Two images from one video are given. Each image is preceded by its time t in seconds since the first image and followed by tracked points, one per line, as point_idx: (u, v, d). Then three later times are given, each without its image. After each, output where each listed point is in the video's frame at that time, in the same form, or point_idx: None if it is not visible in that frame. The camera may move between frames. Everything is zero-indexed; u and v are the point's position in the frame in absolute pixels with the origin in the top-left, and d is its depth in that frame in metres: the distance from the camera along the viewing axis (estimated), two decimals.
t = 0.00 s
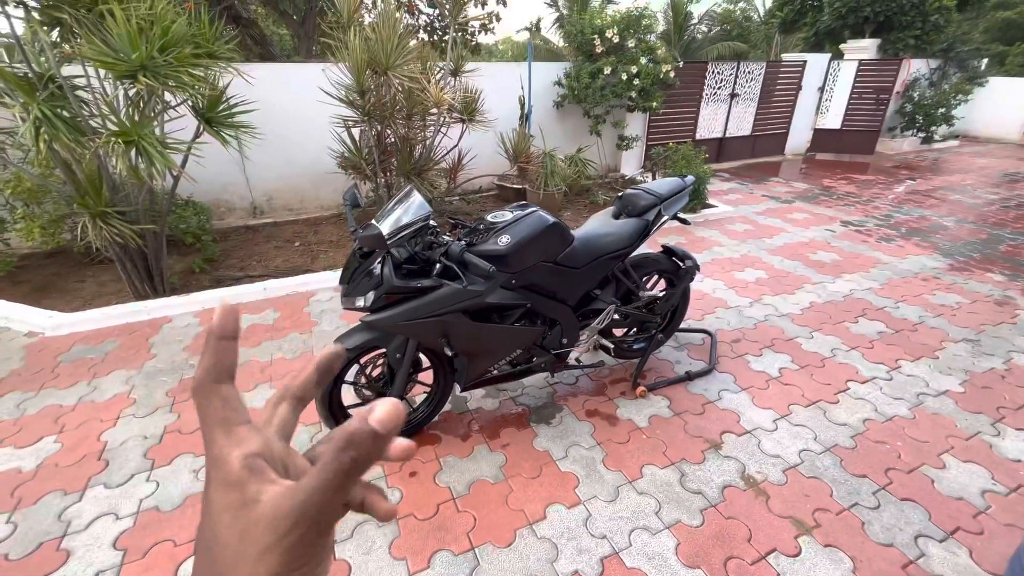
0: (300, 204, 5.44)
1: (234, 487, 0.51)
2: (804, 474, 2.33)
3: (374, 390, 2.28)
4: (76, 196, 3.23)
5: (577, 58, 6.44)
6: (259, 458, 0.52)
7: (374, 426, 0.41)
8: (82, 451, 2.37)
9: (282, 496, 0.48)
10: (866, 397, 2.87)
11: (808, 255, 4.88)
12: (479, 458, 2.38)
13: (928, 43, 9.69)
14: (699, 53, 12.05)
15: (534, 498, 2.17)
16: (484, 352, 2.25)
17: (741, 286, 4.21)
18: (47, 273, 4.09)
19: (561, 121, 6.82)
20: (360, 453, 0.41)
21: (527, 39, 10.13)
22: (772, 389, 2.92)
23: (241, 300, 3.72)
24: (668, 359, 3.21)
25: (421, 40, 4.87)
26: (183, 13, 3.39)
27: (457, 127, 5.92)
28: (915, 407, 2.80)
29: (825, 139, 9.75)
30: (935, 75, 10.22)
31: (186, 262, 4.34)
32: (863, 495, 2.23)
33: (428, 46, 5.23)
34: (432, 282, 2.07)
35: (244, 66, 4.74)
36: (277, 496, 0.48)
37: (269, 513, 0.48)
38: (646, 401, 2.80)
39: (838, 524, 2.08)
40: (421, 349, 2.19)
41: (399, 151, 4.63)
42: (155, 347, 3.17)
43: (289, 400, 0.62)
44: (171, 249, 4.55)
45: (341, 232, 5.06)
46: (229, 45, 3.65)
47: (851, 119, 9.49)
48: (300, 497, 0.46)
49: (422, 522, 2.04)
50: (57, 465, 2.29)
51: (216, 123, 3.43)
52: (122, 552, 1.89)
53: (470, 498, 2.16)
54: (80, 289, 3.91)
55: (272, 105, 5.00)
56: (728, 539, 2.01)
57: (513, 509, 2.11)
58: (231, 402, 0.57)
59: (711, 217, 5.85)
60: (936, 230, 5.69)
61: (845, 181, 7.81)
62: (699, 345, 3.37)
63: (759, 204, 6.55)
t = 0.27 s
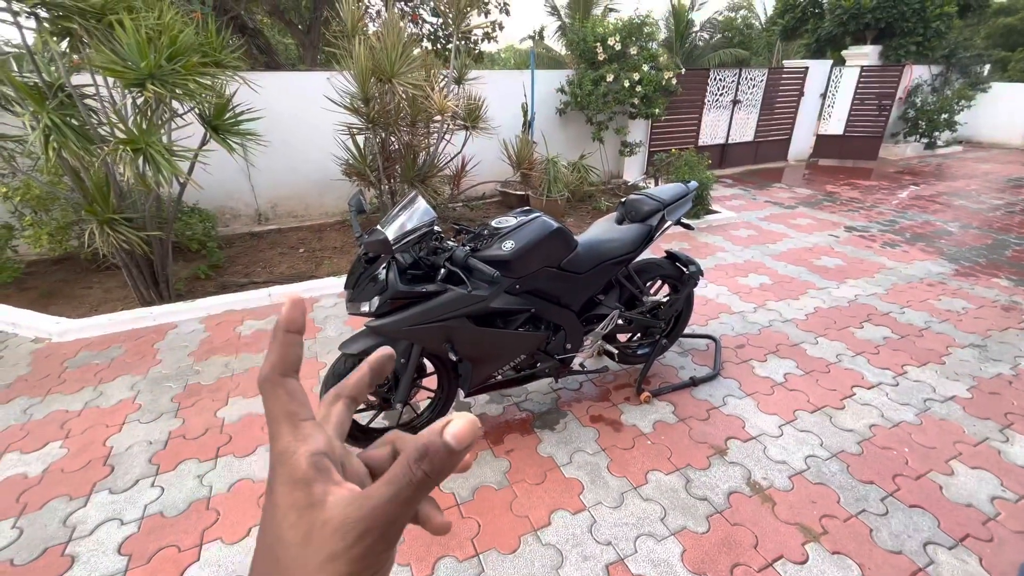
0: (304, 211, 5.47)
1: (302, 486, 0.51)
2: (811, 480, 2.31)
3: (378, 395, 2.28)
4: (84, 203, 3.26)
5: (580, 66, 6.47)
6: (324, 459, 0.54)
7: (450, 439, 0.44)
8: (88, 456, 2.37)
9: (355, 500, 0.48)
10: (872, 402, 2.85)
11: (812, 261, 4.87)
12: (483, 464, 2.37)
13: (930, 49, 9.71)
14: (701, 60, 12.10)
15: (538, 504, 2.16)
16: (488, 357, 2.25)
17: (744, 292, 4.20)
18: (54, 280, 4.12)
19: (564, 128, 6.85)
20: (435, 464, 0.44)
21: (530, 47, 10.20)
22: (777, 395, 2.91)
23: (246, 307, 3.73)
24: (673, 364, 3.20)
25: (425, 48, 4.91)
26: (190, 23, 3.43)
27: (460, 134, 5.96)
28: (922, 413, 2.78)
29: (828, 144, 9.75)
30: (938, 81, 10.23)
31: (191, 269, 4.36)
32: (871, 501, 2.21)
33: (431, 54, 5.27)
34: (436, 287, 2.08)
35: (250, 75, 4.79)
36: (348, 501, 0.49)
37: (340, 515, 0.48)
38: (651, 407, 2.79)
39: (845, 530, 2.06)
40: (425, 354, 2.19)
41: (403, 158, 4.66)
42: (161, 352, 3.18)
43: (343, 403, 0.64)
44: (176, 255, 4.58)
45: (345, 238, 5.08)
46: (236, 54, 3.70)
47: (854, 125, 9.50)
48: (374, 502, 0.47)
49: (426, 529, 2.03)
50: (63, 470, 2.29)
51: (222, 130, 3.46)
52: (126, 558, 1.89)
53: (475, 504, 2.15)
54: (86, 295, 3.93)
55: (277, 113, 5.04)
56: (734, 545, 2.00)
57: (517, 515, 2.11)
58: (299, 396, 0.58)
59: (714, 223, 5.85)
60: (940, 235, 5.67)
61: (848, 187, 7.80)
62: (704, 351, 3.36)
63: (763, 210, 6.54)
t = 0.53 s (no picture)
0: (309, 216, 5.51)
1: (332, 489, 0.47)
2: (816, 485, 2.30)
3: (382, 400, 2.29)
4: (92, 209, 3.30)
5: (582, 70, 6.50)
6: (358, 460, 0.49)
7: (489, 446, 0.41)
8: (95, 460, 2.39)
9: (390, 505, 0.45)
10: (877, 406, 2.84)
11: (816, 264, 4.86)
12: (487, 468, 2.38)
13: (934, 51, 9.69)
14: (704, 64, 12.12)
15: (542, 509, 2.16)
16: (491, 361, 2.26)
17: (748, 295, 4.19)
18: (62, 285, 4.16)
19: (566, 132, 6.87)
20: (475, 472, 0.42)
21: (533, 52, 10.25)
22: (782, 399, 2.90)
23: (251, 311, 3.75)
24: (676, 368, 3.20)
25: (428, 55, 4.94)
26: (197, 31, 3.48)
27: (464, 139, 5.99)
28: (927, 417, 2.77)
29: (831, 147, 9.74)
30: (941, 83, 10.21)
31: (197, 274, 4.39)
32: (876, 506, 2.20)
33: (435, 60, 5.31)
34: (440, 291, 2.09)
35: (255, 82, 4.83)
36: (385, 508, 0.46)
37: (378, 522, 0.45)
38: (654, 411, 2.79)
39: (850, 535, 2.06)
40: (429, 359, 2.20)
41: (406, 164, 4.69)
42: (167, 357, 3.21)
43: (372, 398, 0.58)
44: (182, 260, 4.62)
45: (349, 243, 5.11)
46: (242, 61, 3.74)
47: (858, 128, 9.48)
48: (410, 511, 0.44)
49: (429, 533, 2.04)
50: (70, 474, 2.31)
51: (229, 137, 3.49)
52: (133, 561, 1.90)
53: (478, 509, 2.16)
54: (93, 300, 3.97)
55: (282, 119, 5.08)
56: (738, 550, 1.99)
57: (521, 519, 2.11)
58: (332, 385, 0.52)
59: (718, 226, 5.85)
60: (945, 238, 5.65)
61: (852, 190, 7.78)
62: (707, 355, 3.36)
63: (766, 213, 6.54)
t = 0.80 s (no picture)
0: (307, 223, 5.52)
1: (261, 445, 0.52)
2: (813, 491, 2.31)
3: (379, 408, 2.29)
4: (88, 218, 3.31)
5: (579, 78, 6.54)
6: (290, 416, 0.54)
7: (479, 405, 0.42)
8: (90, 471, 2.38)
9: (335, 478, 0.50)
10: (873, 412, 2.85)
11: (811, 269, 4.88)
12: (483, 476, 2.37)
13: (926, 58, 9.78)
14: (699, 71, 12.21)
15: (539, 517, 2.16)
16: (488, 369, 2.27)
17: (744, 301, 4.21)
18: (58, 293, 4.15)
19: (563, 139, 6.91)
20: (447, 445, 0.44)
21: (530, 59, 10.32)
22: (778, 405, 2.90)
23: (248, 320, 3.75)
24: (673, 375, 3.20)
25: (425, 63, 4.97)
26: (195, 41, 3.50)
27: (461, 147, 6.02)
28: (923, 422, 2.78)
29: (826, 153, 9.80)
30: (934, 89, 10.30)
31: (194, 282, 4.39)
32: (873, 512, 2.20)
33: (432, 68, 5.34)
34: (436, 299, 2.11)
35: (253, 90, 4.86)
36: (327, 485, 0.51)
37: (312, 531, 0.49)
38: (651, 418, 2.79)
39: (847, 542, 2.06)
40: (425, 367, 2.21)
41: (404, 171, 4.71)
42: (163, 366, 3.20)
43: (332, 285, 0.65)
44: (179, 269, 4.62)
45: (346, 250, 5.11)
46: (239, 70, 3.76)
47: (852, 133, 9.55)
48: (362, 483, 0.48)
49: (426, 542, 2.03)
50: (65, 485, 2.30)
51: (226, 145, 3.50)
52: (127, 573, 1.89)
53: (475, 517, 2.15)
54: (89, 309, 3.96)
55: (280, 127, 5.10)
56: (735, 557, 1.99)
57: (518, 528, 2.10)
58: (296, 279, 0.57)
59: (714, 232, 5.87)
60: (940, 243, 5.68)
61: (847, 195, 7.83)
62: (704, 361, 3.37)
63: (762, 219, 6.57)
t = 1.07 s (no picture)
0: (296, 219, 5.47)
1: None
2: (800, 484, 2.32)
3: (366, 405, 2.27)
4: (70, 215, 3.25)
5: (569, 72, 6.50)
6: None
7: None
8: (73, 471, 2.35)
9: None
10: (860, 405, 2.87)
11: (800, 264, 4.91)
12: (473, 472, 2.37)
13: (915, 53, 9.84)
14: (690, 66, 12.21)
15: (527, 512, 2.15)
16: (476, 365, 2.26)
17: (734, 295, 4.22)
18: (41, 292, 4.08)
19: (554, 134, 6.88)
20: None
21: (521, 53, 10.27)
22: (766, 398, 2.92)
23: (234, 317, 3.71)
24: (662, 369, 3.21)
25: (414, 57, 4.93)
26: (177, 34, 3.44)
27: (451, 142, 5.98)
28: (909, 414, 2.80)
29: (816, 148, 9.85)
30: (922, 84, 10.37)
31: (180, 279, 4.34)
32: (859, 504, 2.22)
33: (421, 62, 5.29)
34: (423, 295, 2.08)
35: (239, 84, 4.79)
36: None
37: None
38: (640, 413, 2.80)
39: (833, 534, 2.07)
40: (412, 363, 2.19)
41: (393, 166, 4.67)
42: (148, 364, 3.16)
43: None
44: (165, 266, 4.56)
45: (335, 246, 5.07)
46: (224, 64, 3.70)
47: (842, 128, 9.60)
48: None
49: (414, 539, 2.02)
50: (47, 486, 2.27)
51: (210, 140, 3.44)
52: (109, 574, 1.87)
53: (463, 513, 2.14)
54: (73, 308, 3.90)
55: (267, 122, 5.04)
56: (722, 550, 2.00)
57: (506, 523, 2.10)
58: None
59: (704, 227, 5.89)
60: (927, 237, 5.73)
61: (837, 190, 7.88)
62: (693, 355, 3.37)
63: (752, 213, 6.59)
